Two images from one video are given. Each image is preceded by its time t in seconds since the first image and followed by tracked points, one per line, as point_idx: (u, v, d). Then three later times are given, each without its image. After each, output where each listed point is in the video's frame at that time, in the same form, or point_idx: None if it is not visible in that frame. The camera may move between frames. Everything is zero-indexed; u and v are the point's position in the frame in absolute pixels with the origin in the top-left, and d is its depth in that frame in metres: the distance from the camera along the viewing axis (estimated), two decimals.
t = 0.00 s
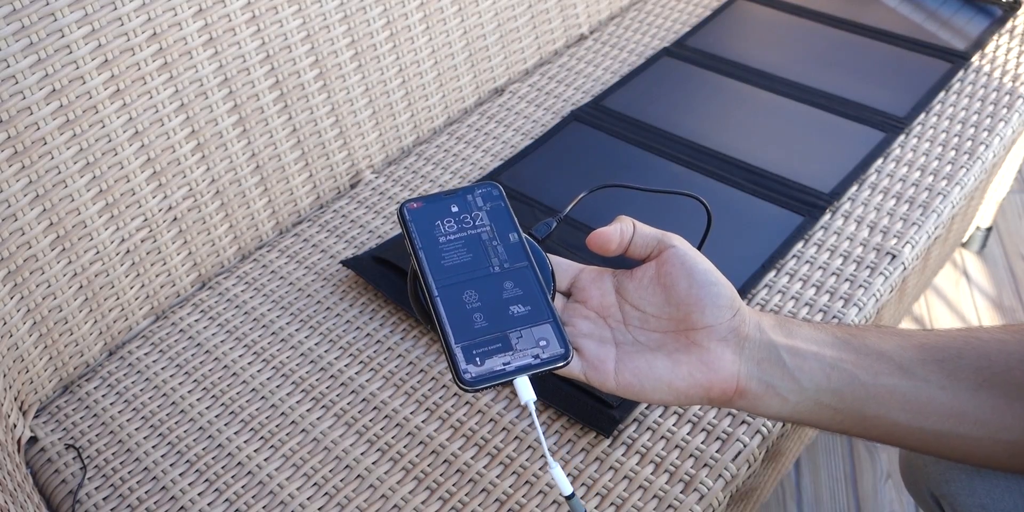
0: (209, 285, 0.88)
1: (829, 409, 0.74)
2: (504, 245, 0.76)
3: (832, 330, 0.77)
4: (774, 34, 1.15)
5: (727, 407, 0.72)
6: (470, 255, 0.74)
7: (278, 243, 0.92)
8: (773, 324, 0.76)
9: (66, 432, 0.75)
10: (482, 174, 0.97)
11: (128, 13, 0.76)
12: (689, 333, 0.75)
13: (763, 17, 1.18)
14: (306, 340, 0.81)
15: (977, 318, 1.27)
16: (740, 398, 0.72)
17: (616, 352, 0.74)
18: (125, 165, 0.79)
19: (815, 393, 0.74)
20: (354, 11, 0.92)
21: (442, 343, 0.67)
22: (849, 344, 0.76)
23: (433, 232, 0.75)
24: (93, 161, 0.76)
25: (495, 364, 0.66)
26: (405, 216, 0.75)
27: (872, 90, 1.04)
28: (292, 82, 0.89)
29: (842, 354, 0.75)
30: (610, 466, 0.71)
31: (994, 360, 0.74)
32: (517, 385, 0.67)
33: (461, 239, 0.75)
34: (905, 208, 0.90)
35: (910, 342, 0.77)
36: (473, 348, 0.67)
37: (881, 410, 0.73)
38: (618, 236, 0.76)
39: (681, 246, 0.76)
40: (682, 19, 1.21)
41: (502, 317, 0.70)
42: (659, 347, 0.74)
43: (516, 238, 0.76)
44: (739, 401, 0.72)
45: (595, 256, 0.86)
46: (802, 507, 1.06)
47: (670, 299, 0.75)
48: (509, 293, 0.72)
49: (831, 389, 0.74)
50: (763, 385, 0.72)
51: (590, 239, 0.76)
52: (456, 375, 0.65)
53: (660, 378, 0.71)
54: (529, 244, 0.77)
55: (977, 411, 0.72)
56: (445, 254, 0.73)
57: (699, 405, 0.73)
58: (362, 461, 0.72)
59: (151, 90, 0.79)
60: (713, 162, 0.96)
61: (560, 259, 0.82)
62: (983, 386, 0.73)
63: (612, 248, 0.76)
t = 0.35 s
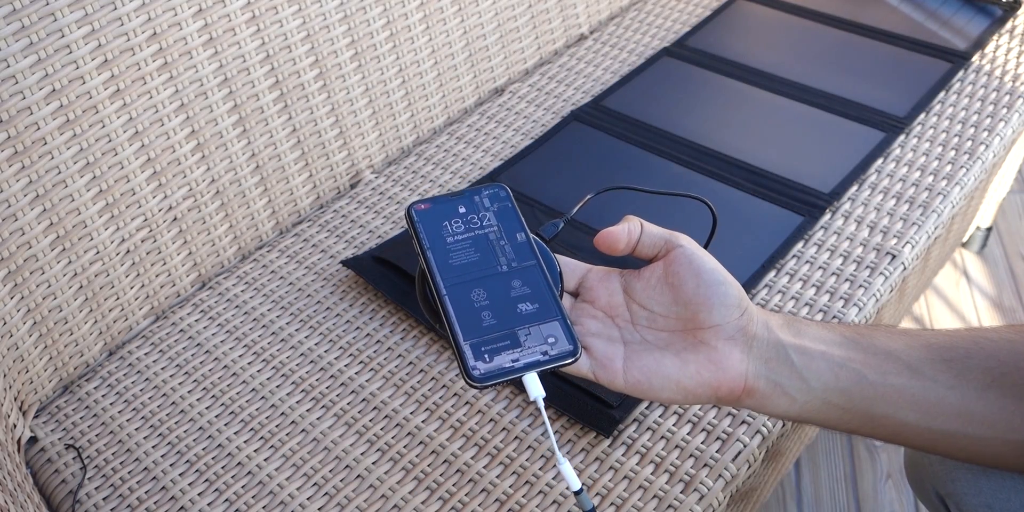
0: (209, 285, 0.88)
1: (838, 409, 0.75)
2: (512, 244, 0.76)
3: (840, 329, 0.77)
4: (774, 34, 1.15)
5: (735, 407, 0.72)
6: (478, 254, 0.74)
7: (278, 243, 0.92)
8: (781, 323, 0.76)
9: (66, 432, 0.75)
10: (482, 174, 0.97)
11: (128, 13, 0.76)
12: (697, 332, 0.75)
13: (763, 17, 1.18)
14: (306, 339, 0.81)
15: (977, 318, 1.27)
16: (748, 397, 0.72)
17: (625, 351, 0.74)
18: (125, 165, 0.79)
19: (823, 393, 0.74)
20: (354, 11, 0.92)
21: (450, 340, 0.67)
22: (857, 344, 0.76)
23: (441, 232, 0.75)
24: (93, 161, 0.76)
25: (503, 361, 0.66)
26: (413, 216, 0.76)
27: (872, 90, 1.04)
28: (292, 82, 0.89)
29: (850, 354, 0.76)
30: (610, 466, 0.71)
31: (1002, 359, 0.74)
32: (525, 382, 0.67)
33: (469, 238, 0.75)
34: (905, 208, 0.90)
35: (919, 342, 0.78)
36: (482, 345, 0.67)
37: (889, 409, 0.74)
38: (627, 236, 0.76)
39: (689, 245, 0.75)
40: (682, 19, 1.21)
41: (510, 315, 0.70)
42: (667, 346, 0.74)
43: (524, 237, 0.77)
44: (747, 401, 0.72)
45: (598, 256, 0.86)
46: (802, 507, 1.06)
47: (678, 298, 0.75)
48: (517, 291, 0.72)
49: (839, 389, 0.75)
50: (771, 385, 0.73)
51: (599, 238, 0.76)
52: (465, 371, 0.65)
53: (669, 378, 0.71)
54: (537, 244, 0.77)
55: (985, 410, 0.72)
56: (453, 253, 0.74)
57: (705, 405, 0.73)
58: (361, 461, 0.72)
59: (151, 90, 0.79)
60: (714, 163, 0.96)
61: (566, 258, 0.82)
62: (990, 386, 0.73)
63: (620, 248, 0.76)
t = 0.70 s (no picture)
0: (209, 285, 0.88)
1: (839, 410, 0.74)
2: (512, 244, 0.76)
3: (841, 330, 0.77)
4: (774, 35, 1.15)
5: (737, 407, 0.72)
6: (479, 253, 0.74)
7: (278, 243, 0.92)
8: (782, 324, 0.76)
9: (66, 432, 0.75)
10: (482, 174, 0.97)
11: (128, 13, 0.76)
12: (698, 332, 0.74)
13: (763, 17, 1.18)
14: (307, 339, 0.81)
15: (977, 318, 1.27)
16: (750, 397, 0.72)
17: (625, 350, 0.74)
18: (125, 165, 0.79)
19: (825, 393, 0.74)
20: (354, 11, 0.92)
21: (450, 339, 0.67)
22: (858, 344, 0.76)
23: (441, 231, 0.75)
24: (93, 161, 0.76)
25: (503, 358, 0.66)
26: (414, 215, 0.76)
27: (872, 90, 1.04)
28: (292, 82, 0.89)
29: (851, 355, 0.75)
30: (610, 466, 0.71)
31: (1004, 361, 0.75)
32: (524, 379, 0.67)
33: (470, 237, 0.75)
34: (905, 208, 0.90)
35: (919, 343, 0.77)
36: (482, 343, 0.67)
37: (891, 411, 0.74)
38: (627, 237, 0.76)
39: (690, 246, 0.75)
40: (682, 20, 1.21)
41: (510, 313, 0.70)
42: (668, 346, 0.74)
43: (525, 237, 0.77)
44: (749, 401, 0.72)
45: (599, 256, 0.86)
46: (802, 507, 1.06)
47: (679, 299, 0.75)
48: (517, 289, 0.72)
49: (841, 390, 0.74)
50: (772, 385, 0.72)
51: (599, 239, 0.76)
52: (464, 369, 0.65)
53: (669, 377, 0.71)
54: (537, 243, 0.77)
55: (986, 412, 0.72)
56: (454, 252, 0.74)
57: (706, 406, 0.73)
58: (362, 461, 0.72)
59: (151, 90, 0.79)
60: (714, 163, 0.96)
61: (567, 260, 0.82)
62: (992, 387, 0.74)
63: (621, 249, 0.76)
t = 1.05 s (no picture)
0: (209, 285, 0.88)
1: (839, 411, 0.75)
2: (510, 244, 0.76)
3: (841, 331, 0.77)
4: (774, 35, 1.15)
5: (737, 409, 0.72)
6: (476, 253, 0.74)
7: (278, 243, 0.92)
8: (782, 325, 0.76)
9: (66, 432, 0.75)
10: (482, 174, 0.97)
11: (128, 13, 0.76)
12: (697, 333, 0.75)
13: (763, 17, 1.18)
14: (306, 339, 0.81)
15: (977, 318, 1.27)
16: (750, 399, 0.72)
17: (624, 351, 0.73)
18: (125, 165, 0.79)
19: (825, 394, 0.74)
20: (354, 11, 0.92)
21: (448, 339, 0.67)
22: (859, 345, 0.76)
23: (438, 231, 0.75)
24: (93, 161, 0.76)
25: (501, 360, 0.66)
26: (411, 215, 0.75)
27: (872, 90, 1.04)
28: (292, 82, 0.89)
29: (851, 356, 0.76)
30: (610, 466, 0.71)
31: (1005, 363, 0.74)
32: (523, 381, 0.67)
33: (467, 237, 0.75)
34: (905, 208, 0.90)
35: (920, 345, 0.78)
36: (479, 344, 0.67)
37: (892, 412, 0.74)
38: (626, 237, 0.76)
39: (689, 246, 0.75)
40: (682, 20, 1.21)
41: (508, 314, 0.70)
42: (667, 347, 0.74)
43: (522, 236, 0.77)
44: (749, 402, 0.72)
45: (600, 256, 0.86)
46: (802, 507, 1.06)
47: (678, 300, 0.75)
48: (515, 289, 0.72)
49: (841, 391, 0.75)
50: (772, 387, 0.73)
51: (598, 239, 0.76)
52: (462, 371, 0.65)
53: (669, 378, 0.71)
54: (535, 243, 0.77)
55: (986, 414, 0.72)
56: (451, 252, 0.74)
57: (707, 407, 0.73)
58: (362, 461, 0.72)
59: (151, 90, 0.79)
60: (715, 163, 0.96)
61: (567, 260, 0.82)
62: (993, 390, 0.74)
63: (619, 249, 0.76)
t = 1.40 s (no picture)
0: (209, 285, 0.88)
1: (851, 404, 0.75)
2: (522, 236, 0.76)
3: (853, 324, 0.78)
4: (774, 34, 1.15)
5: (748, 402, 0.74)
6: (489, 245, 0.74)
7: (278, 243, 0.92)
8: (794, 318, 0.77)
9: (66, 432, 0.75)
10: (482, 174, 0.97)
11: (128, 13, 0.76)
12: (710, 326, 0.75)
13: (763, 17, 1.18)
14: (307, 339, 0.81)
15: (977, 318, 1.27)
16: (762, 392, 0.74)
17: (637, 342, 0.74)
18: (125, 165, 0.79)
19: (837, 388, 0.75)
20: (354, 11, 0.92)
21: (462, 330, 0.67)
22: (870, 339, 0.77)
23: (451, 223, 0.75)
24: (93, 161, 0.76)
25: (514, 350, 0.66)
26: (424, 208, 0.76)
27: (872, 90, 1.04)
28: (292, 82, 0.89)
29: (863, 349, 0.76)
30: (610, 466, 0.71)
31: (1014, 357, 0.75)
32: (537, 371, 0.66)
33: (480, 229, 0.75)
34: (905, 208, 0.90)
35: (930, 338, 0.78)
36: (493, 334, 0.67)
37: (904, 405, 0.74)
38: (638, 229, 0.76)
39: (701, 239, 0.76)
40: (682, 20, 1.21)
41: (521, 305, 0.70)
42: (680, 339, 0.75)
43: (535, 229, 0.77)
44: (760, 395, 0.73)
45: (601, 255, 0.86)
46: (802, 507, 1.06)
47: (690, 293, 0.76)
48: (528, 281, 0.72)
49: (853, 384, 0.75)
50: (784, 378, 0.74)
51: (610, 232, 0.76)
52: (476, 360, 0.65)
53: (681, 369, 0.72)
54: (548, 236, 0.77)
55: (998, 407, 0.73)
56: (463, 243, 0.74)
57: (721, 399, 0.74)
58: (362, 461, 0.72)
59: (151, 90, 0.79)
60: (714, 163, 0.96)
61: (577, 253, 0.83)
62: (1004, 383, 0.74)
63: (631, 242, 0.76)
